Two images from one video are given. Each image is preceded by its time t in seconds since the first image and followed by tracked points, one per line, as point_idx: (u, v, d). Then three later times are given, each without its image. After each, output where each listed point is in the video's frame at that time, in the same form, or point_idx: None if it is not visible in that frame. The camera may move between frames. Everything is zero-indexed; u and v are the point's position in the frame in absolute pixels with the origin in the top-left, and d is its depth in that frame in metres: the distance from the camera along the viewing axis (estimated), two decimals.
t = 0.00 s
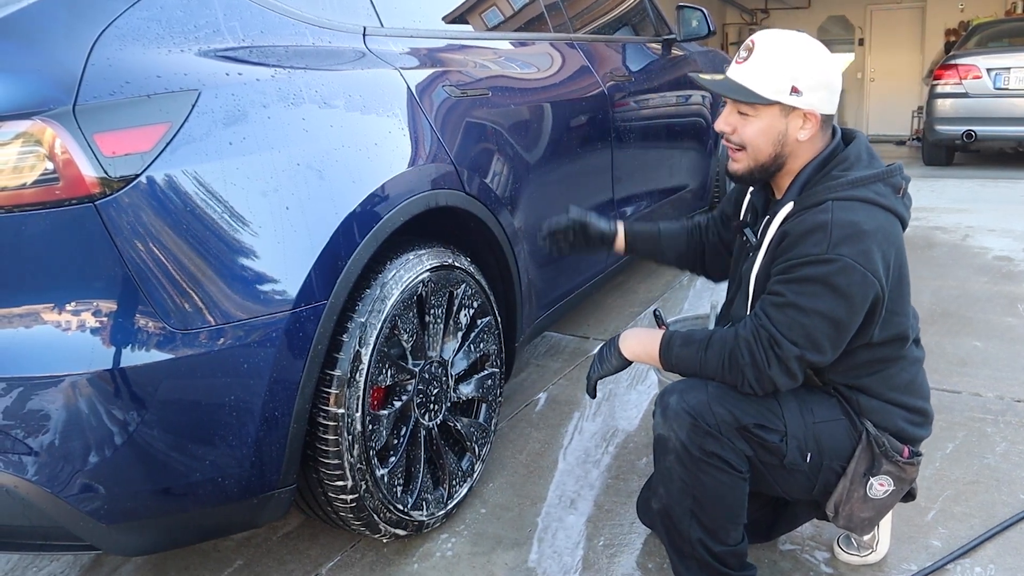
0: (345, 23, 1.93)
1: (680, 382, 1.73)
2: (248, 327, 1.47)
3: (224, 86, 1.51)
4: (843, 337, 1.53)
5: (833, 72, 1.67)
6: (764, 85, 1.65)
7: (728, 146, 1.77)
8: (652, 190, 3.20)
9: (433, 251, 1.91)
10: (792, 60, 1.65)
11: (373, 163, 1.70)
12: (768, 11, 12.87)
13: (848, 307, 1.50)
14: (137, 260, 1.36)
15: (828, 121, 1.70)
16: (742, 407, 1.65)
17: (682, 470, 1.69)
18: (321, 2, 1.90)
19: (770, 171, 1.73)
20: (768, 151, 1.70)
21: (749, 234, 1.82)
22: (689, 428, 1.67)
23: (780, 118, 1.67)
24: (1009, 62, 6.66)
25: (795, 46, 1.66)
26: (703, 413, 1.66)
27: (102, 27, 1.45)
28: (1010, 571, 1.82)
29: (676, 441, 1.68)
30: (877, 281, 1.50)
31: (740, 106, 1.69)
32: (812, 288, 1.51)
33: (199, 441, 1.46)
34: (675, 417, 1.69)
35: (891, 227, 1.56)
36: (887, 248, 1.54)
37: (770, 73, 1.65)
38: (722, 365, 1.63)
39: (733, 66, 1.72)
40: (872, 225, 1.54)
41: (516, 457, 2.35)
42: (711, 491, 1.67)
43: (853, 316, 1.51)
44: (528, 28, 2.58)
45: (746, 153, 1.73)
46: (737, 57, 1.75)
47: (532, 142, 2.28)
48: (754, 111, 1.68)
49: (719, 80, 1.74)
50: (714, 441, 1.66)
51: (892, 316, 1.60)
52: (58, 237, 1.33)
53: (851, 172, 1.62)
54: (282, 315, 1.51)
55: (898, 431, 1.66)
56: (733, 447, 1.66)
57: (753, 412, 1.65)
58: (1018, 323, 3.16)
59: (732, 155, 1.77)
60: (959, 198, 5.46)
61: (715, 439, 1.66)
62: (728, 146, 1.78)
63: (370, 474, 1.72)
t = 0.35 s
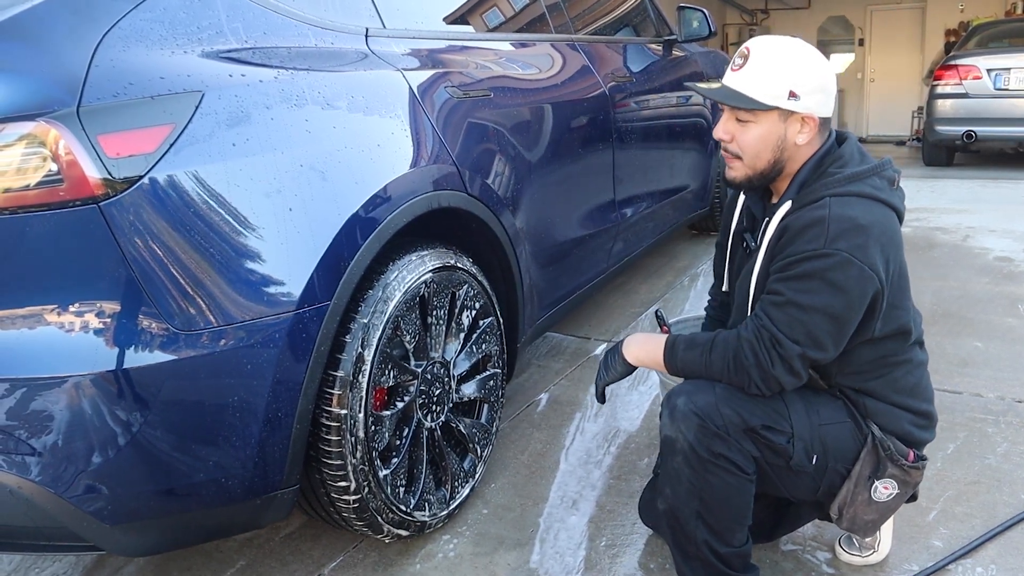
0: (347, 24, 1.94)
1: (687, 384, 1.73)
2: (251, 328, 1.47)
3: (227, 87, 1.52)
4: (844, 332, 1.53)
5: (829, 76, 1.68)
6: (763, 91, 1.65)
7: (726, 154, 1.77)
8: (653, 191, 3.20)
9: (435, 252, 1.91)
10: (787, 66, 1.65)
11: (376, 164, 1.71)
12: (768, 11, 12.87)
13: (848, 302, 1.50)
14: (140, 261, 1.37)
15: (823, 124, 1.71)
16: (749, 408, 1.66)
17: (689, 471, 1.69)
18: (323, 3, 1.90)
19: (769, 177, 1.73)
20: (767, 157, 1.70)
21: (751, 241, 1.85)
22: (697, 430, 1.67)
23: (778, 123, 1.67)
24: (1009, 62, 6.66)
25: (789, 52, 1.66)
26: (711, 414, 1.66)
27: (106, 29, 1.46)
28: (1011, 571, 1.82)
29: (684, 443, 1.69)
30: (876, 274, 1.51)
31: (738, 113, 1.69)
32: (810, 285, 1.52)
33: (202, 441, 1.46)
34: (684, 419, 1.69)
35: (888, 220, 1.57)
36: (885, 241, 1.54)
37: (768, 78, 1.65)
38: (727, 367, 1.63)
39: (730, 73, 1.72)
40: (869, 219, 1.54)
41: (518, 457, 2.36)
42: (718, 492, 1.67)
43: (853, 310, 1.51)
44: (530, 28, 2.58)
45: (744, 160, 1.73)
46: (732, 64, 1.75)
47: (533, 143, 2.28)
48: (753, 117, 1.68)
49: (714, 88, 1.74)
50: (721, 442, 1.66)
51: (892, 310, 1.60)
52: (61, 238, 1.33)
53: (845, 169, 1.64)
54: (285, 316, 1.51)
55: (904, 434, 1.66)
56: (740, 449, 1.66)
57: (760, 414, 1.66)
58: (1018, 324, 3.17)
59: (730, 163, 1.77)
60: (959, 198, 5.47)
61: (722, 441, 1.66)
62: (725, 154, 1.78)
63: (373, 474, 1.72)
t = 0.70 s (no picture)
0: (348, 24, 1.94)
1: (685, 384, 1.73)
2: (251, 328, 1.47)
3: (228, 88, 1.52)
4: (840, 333, 1.53)
5: (821, 78, 1.67)
6: (752, 94, 1.65)
7: (718, 155, 1.77)
8: (653, 191, 3.20)
9: (436, 252, 1.91)
10: (778, 69, 1.65)
11: (377, 164, 1.71)
12: (768, 12, 12.86)
13: (844, 303, 1.51)
14: (142, 261, 1.37)
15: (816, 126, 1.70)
16: (747, 408, 1.66)
17: (687, 472, 1.69)
18: (324, 3, 1.90)
19: (761, 179, 1.74)
20: (758, 160, 1.70)
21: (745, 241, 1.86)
22: (695, 430, 1.67)
23: (769, 127, 1.67)
24: (1010, 62, 6.67)
25: (781, 55, 1.66)
26: (710, 414, 1.66)
27: (107, 29, 1.46)
28: (1012, 571, 1.83)
29: (682, 443, 1.69)
30: (871, 275, 1.51)
31: (730, 117, 1.69)
32: (804, 286, 1.52)
33: (204, 441, 1.46)
34: (681, 419, 1.69)
35: (883, 220, 1.57)
36: (881, 241, 1.55)
37: (758, 82, 1.65)
38: (724, 368, 1.63)
39: (722, 76, 1.72)
40: (864, 219, 1.54)
41: (519, 457, 2.36)
42: (716, 493, 1.67)
43: (848, 311, 1.51)
44: (530, 28, 2.58)
45: (736, 163, 1.73)
46: (726, 67, 1.75)
47: (533, 142, 2.28)
48: (744, 120, 1.68)
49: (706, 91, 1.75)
50: (720, 442, 1.66)
51: (887, 310, 1.61)
52: (62, 238, 1.34)
53: (839, 169, 1.64)
54: (286, 316, 1.51)
55: (904, 433, 1.66)
56: (738, 449, 1.66)
57: (759, 414, 1.66)
58: (1018, 324, 3.17)
59: (722, 164, 1.77)
60: (960, 198, 5.47)
61: (720, 441, 1.66)
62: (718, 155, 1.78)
63: (374, 473, 1.72)
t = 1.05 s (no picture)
0: (343, 24, 1.93)
1: (676, 383, 1.74)
2: (246, 328, 1.47)
3: (222, 87, 1.51)
4: (833, 333, 1.53)
5: (812, 78, 1.67)
6: (741, 93, 1.66)
7: (712, 154, 1.78)
8: (648, 191, 3.21)
9: (431, 252, 1.91)
10: (768, 68, 1.65)
11: (372, 164, 1.71)
12: (763, 12, 12.88)
13: (837, 303, 1.51)
14: (136, 262, 1.37)
15: (810, 125, 1.69)
16: (740, 407, 1.66)
17: (681, 471, 1.70)
18: (318, 3, 1.90)
19: (754, 178, 1.74)
20: (749, 159, 1.71)
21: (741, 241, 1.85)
22: (687, 429, 1.68)
23: (759, 125, 1.67)
24: (1003, 63, 6.69)
25: (774, 54, 1.66)
26: (702, 413, 1.67)
27: (101, 29, 1.46)
28: (1006, 570, 1.83)
29: (675, 442, 1.70)
30: (865, 276, 1.51)
31: (720, 116, 1.70)
32: (799, 286, 1.52)
33: (198, 442, 1.46)
34: (674, 419, 1.70)
35: (878, 220, 1.57)
36: (876, 241, 1.55)
37: (747, 81, 1.65)
38: (716, 367, 1.63)
39: (714, 75, 1.73)
40: (858, 220, 1.54)
41: (514, 457, 2.36)
42: (708, 491, 1.67)
43: (841, 311, 1.51)
44: (525, 28, 2.58)
45: (728, 161, 1.74)
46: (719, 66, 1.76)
47: (528, 142, 2.28)
48: (734, 119, 1.69)
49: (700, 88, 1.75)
50: (712, 441, 1.66)
51: (881, 310, 1.61)
52: (56, 238, 1.33)
53: (835, 169, 1.64)
54: (281, 316, 1.51)
55: (897, 431, 1.67)
56: (731, 448, 1.66)
57: (751, 413, 1.66)
58: (1013, 323, 3.18)
59: (717, 163, 1.78)
60: (954, 198, 5.49)
61: (712, 440, 1.66)
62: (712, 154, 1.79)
63: (369, 474, 1.72)
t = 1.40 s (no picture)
0: (327, 22, 1.93)
1: (668, 385, 1.76)
2: (230, 328, 1.46)
3: (205, 86, 1.51)
4: (800, 313, 1.54)
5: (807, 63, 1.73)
6: (756, 81, 1.66)
7: (715, 149, 1.76)
8: (634, 190, 3.21)
9: (416, 251, 1.91)
10: (773, 56, 1.68)
11: (356, 163, 1.70)
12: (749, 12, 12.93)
13: (809, 281, 1.52)
14: (117, 261, 1.36)
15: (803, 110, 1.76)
16: (732, 407, 1.67)
17: (672, 471, 1.70)
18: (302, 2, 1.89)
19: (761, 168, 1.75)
20: (761, 147, 1.72)
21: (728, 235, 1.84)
22: (679, 430, 1.68)
23: (771, 111, 1.69)
24: (987, 63, 6.75)
25: (772, 44, 1.69)
26: (694, 415, 1.68)
27: (82, 27, 1.45)
28: (989, 567, 1.85)
29: (666, 442, 1.70)
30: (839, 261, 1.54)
31: (731, 105, 1.70)
32: (774, 259, 1.54)
33: (181, 443, 1.45)
34: (666, 419, 1.70)
35: (859, 212, 1.59)
36: (855, 230, 1.57)
37: (759, 69, 1.66)
38: (672, 329, 1.60)
39: (716, 68, 1.71)
40: (840, 210, 1.57)
41: (500, 457, 2.36)
42: (700, 492, 1.68)
43: (812, 291, 1.53)
44: (511, 28, 2.58)
45: (739, 153, 1.73)
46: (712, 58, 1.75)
47: (514, 141, 2.28)
48: (746, 107, 1.69)
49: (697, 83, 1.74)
50: (704, 442, 1.67)
51: (858, 302, 1.63)
52: (37, 238, 1.32)
53: (819, 162, 1.66)
54: (264, 317, 1.50)
55: (882, 429, 1.69)
56: (722, 448, 1.67)
57: (743, 413, 1.67)
58: (996, 322, 3.20)
59: (720, 160, 1.76)
60: (938, 197, 5.54)
61: (704, 441, 1.67)
62: (714, 151, 1.77)
63: (353, 474, 1.71)
